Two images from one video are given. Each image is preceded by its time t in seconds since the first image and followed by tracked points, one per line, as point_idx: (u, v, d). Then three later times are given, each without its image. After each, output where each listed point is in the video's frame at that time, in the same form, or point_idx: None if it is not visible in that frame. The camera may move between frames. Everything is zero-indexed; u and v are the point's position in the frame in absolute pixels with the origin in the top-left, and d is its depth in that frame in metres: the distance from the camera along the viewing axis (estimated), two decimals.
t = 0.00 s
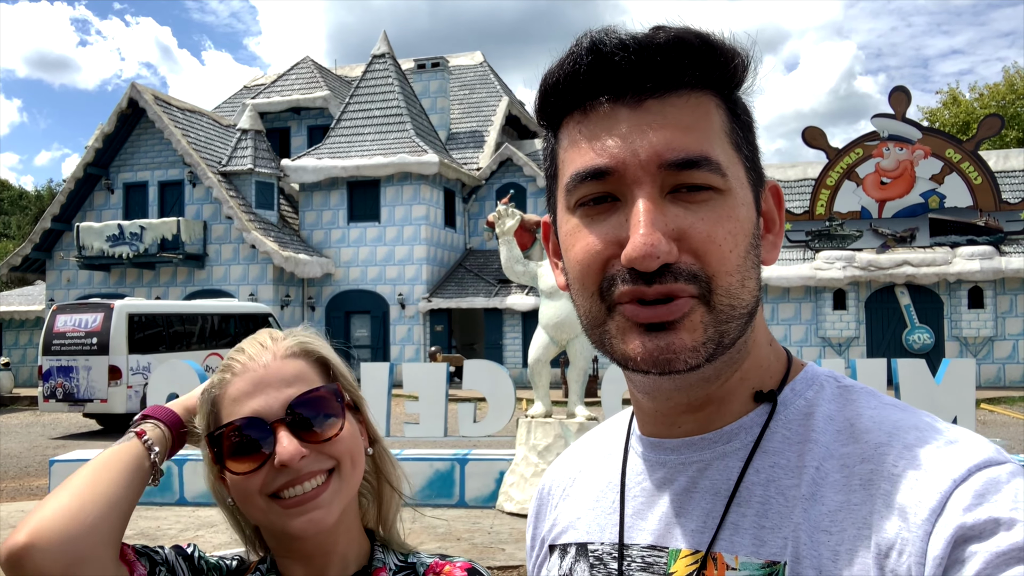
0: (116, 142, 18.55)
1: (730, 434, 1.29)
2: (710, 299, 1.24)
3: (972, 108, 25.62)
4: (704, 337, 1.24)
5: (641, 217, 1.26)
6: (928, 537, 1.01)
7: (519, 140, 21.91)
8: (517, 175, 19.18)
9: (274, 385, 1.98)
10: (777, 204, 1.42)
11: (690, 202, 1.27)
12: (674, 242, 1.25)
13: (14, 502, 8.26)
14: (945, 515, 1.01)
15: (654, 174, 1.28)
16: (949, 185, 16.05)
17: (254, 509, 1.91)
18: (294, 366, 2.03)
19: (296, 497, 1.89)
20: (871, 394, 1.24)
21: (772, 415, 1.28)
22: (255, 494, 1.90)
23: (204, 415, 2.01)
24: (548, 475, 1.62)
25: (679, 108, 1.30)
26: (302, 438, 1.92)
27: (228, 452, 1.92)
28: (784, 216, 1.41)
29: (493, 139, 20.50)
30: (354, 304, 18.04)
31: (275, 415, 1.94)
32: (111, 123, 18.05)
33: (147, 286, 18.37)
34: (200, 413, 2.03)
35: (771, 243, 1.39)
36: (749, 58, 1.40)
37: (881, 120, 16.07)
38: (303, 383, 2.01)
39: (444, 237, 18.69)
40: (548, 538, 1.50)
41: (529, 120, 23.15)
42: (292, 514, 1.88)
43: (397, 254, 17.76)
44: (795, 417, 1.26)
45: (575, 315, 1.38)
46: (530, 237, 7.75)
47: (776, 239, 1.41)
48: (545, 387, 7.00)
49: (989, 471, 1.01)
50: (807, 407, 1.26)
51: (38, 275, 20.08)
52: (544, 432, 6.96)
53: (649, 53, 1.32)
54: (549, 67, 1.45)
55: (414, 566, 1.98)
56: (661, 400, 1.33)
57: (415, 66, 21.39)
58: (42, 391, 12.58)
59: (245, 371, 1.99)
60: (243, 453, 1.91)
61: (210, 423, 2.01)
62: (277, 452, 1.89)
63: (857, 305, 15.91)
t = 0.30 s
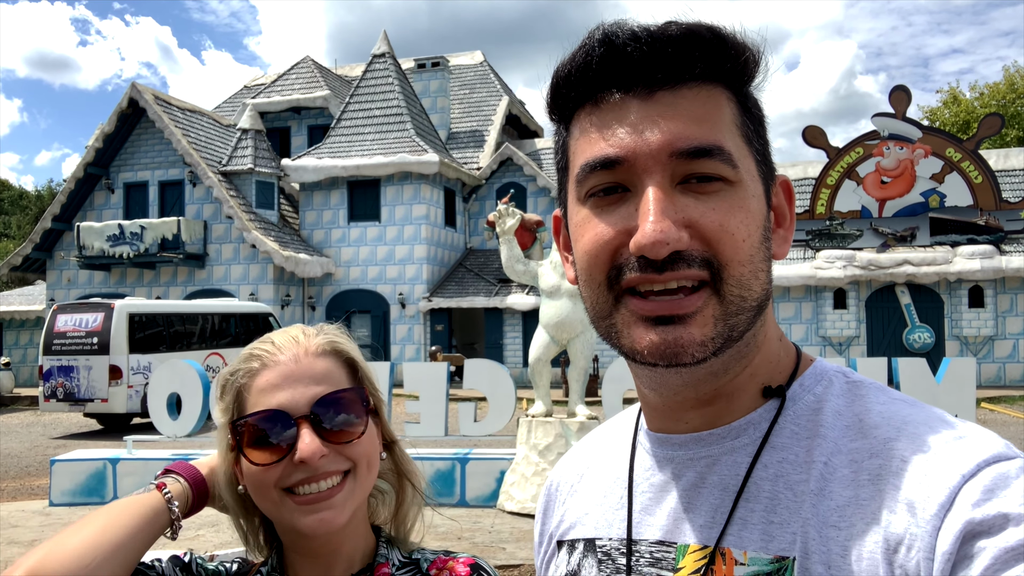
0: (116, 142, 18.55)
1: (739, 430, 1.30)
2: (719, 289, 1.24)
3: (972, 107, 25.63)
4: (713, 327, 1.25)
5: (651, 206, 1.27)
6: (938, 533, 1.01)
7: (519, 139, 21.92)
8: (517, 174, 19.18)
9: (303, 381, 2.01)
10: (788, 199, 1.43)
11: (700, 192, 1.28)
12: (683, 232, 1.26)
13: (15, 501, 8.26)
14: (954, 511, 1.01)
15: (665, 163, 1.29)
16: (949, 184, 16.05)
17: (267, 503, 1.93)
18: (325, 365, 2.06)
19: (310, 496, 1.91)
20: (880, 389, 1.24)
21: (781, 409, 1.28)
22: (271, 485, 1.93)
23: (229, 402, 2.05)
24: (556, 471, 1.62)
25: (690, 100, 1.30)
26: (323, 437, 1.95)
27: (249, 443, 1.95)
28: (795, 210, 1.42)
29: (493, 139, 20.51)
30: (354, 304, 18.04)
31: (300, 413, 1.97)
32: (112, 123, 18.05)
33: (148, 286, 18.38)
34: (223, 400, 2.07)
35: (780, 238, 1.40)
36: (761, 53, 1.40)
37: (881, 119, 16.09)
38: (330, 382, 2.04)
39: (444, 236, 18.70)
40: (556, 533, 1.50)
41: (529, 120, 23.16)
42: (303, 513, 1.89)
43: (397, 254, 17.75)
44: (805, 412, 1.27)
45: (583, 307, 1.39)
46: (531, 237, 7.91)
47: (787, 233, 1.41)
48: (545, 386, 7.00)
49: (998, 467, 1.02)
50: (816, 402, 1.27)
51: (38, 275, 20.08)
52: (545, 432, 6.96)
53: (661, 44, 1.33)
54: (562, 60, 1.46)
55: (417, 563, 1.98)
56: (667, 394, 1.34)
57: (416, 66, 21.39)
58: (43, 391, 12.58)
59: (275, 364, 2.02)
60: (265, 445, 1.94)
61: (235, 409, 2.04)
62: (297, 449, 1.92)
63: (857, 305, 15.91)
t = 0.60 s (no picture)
0: (116, 141, 18.55)
1: (741, 425, 1.31)
2: (724, 283, 1.25)
3: (972, 107, 25.65)
4: (718, 321, 1.25)
5: (656, 200, 1.27)
6: (943, 528, 1.02)
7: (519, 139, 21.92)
8: (517, 174, 19.19)
9: (353, 371, 2.03)
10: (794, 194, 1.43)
11: (706, 186, 1.28)
12: (690, 225, 1.26)
13: (15, 500, 8.27)
14: (959, 506, 1.02)
15: (670, 158, 1.29)
16: (949, 184, 16.06)
17: (286, 476, 1.95)
18: (376, 361, 2.08)
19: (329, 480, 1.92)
20: (881, 384, 1.25)
21: (783, 405, 1.29)
22: (295, 459, 1.94)
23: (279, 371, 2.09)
24: (557, 467, 1.63)
25: (695, 93, 1.31)
26: (356, 428, 1.96)
27: (285, 414, 1.96)
28: (798, 204, 1.42)
29: (493, 138, 20.52)
30: (354, 304, 18.04)
31: (341, 397, 1.99)
32: (111, 123, 18.04)
33: (147, 286, 18.37)
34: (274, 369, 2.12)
35: (784, 231, 1.40)
36: (764, 46, 1.40)
37: (881, 119, 16.10)
38: (376, 377, 2.05)
39: (444, 236, 18.70)
40: (557, 529, 1.51)
41: (529, 119, 23.17)
42: (317, 495, 1.90)
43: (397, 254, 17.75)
44: (806, 407, 1.27)
45: (585, 299, 1.39)
46: (530, 237, 7.92)
47: (790, 226, 1.41)
48: (545, 385, 7.00)
49: (1003, 461, 1.02)
50: (817, 397, 1.27)
51: (38, 275, 20.10)
52: (545, 431, 6.95)
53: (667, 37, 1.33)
54: (566, 52, 1.46)
55: (426, 564, 1.99)
56: (671, 386, 1.34)
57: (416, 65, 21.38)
58: (43, 390, 12.59)
59: (333, 348, 2.06)
60: (300, 419, 1.95)
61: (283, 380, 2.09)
62: (329, 432, 1.93)
63: (857, 305, 15.92)
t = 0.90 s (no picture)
0: (116, 141, 18.54)
1: (744, 425, 1.31)
2: (726, 284, 1.25)
3: (971, 107, 25.67)
4: (721, 321, 1.25)
5: (659, 199, 1.27)
6: (947, 528, 1.02)
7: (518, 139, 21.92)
8: (517, 174, 19.19)
9: (348, 372, 2.03)
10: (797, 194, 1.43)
11: (708, 185, 1.28)
12: (691, 225, 1.26)
13: (15, 500, 8.27)
14: (964, 506, 1.02)
15: (672, 157, 1.29)
16: (948, 184, 16.07)
17: (276, 474, 1.95)
18: (372, 362, 2.08)
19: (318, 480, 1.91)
20: (885, 383, 1.25)
21: (786, 405, 1.29)
22: (283, 458, 1.94)
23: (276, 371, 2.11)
24: (557, 466, 1.63)
25: (698, 92, 1.31)
26: (347, 429, 1.94)
27: (277, 412, 1.96)
28: (801, 203, 1.42)
29: (493, 138, 20.53)
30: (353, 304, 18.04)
31: (333, 397, 1.98)
32: (111, 123, 18.04)
33: (147, 286, 18.37)
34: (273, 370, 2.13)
35: (786, 231, 1.40)
36: (768, 42, 1.40)
37: (881, 119, 16.11)
38: (371, 378, 2.04)
39: (444, 236, 18.69)
40: (558, 529, 1.51)
41: (529, 120, 23.18)
42: (304, 495, 1.89)
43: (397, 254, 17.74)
44: (809, 407, 1.27)
45: (588, 300, 1.39)
46: (530, 237, 7.94)
47: (793, 224, 1.41)
48: (545, 385, 7.01)
49: (1007, 460, 1.02)
50: (821, 397, 1.28)
51: (37, 275, 20.11)
52: (544, 431, 6.94)
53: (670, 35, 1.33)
54: (568, 51, 1.46)
55: (421, 562, 2.01)
56: (675, 388, 1.34)
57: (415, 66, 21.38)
58: (42, 390, 12.59)
59: (327, 349, 2.06)
60: (292, 418, 1.95)
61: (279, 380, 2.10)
62: (319, 431, 1.92)
63: (857, 304, 15.91)
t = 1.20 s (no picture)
0: (115, 141, 18.52)
1: (749, 425, 1.31)
2: (731, 283, 1.24)
3: (970, 108, 25.69)
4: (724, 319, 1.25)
5: (663, 198, 1.27)
6: (954, 529, 1.02)
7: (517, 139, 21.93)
8: (516, 175, 19.18)
9: (339, 373, 2.01)
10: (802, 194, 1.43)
11: (713, 183, 1.28)
12: (696, 224, 1.26)
13: (14, 500, 8.26)
14: (970, 506, 1.02)
15: (677, 155, 1.29)
16: (947, 185, 16.08)
17: (260, 470, 1.95)
18: (365, 364, 2.06)
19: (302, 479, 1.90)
20: (891, 383, 1.25)
21: (790, 405, 1.29)
22: (269, 456, 1.93)
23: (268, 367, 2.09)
24: (558, 466, 1.63)
25: (702, 90, 1.31)
26: (334, 431, 1.94)
27: (266, 408, 1.96)
28: (805, 201, 1.42)
29: (492, 138, 20.52)
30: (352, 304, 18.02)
31: (322, 397, 1.97)
32: (110, 123, 18.02)
33: (146, 286, 18.34)
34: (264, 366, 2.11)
35: (791, 229, 1.40)
36: (773, 40, 1.40)
37: (880, 120, 16.12)
38: (362, 381, 2.03)
39: (443, 236, 18.69)
40: (562, 529, 1.50)
41: (528, 120, 23.18)
42: (286, 493, 1.89)
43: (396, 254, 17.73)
44: (813, 408, 1.27)
45: (591, 298, 1.39)
46: (529, 237, 7.95)
47: (798, 222, 1.41)
48: (544, 385, 7.01)
49: (1014, 462, 1.02)
50: (827, 398, 1.27)
51: (36, 275, 20.08)
52: (544, 431, 6.95)
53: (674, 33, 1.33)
54: (572, 48, 1.46)
55: (408, 553, 2.02)
56: (679, 388, 1.34)
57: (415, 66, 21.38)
58: (41, 391, 12.57)
59: (318, 347, 2.04)
60: (281, 416, 1.95)
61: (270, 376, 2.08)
62: (306, 431, 1.92)
63: (856, 305, 15.91)
